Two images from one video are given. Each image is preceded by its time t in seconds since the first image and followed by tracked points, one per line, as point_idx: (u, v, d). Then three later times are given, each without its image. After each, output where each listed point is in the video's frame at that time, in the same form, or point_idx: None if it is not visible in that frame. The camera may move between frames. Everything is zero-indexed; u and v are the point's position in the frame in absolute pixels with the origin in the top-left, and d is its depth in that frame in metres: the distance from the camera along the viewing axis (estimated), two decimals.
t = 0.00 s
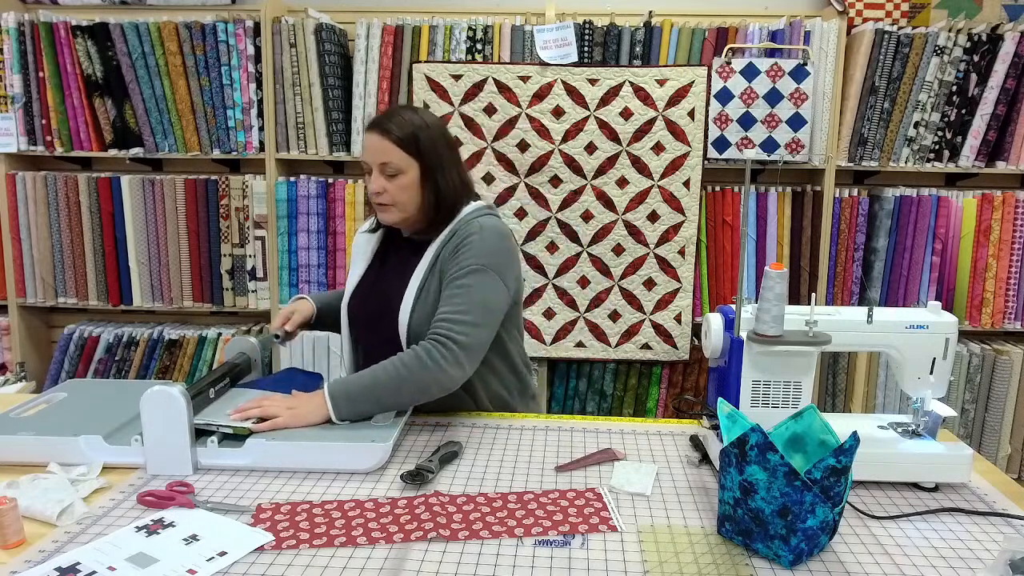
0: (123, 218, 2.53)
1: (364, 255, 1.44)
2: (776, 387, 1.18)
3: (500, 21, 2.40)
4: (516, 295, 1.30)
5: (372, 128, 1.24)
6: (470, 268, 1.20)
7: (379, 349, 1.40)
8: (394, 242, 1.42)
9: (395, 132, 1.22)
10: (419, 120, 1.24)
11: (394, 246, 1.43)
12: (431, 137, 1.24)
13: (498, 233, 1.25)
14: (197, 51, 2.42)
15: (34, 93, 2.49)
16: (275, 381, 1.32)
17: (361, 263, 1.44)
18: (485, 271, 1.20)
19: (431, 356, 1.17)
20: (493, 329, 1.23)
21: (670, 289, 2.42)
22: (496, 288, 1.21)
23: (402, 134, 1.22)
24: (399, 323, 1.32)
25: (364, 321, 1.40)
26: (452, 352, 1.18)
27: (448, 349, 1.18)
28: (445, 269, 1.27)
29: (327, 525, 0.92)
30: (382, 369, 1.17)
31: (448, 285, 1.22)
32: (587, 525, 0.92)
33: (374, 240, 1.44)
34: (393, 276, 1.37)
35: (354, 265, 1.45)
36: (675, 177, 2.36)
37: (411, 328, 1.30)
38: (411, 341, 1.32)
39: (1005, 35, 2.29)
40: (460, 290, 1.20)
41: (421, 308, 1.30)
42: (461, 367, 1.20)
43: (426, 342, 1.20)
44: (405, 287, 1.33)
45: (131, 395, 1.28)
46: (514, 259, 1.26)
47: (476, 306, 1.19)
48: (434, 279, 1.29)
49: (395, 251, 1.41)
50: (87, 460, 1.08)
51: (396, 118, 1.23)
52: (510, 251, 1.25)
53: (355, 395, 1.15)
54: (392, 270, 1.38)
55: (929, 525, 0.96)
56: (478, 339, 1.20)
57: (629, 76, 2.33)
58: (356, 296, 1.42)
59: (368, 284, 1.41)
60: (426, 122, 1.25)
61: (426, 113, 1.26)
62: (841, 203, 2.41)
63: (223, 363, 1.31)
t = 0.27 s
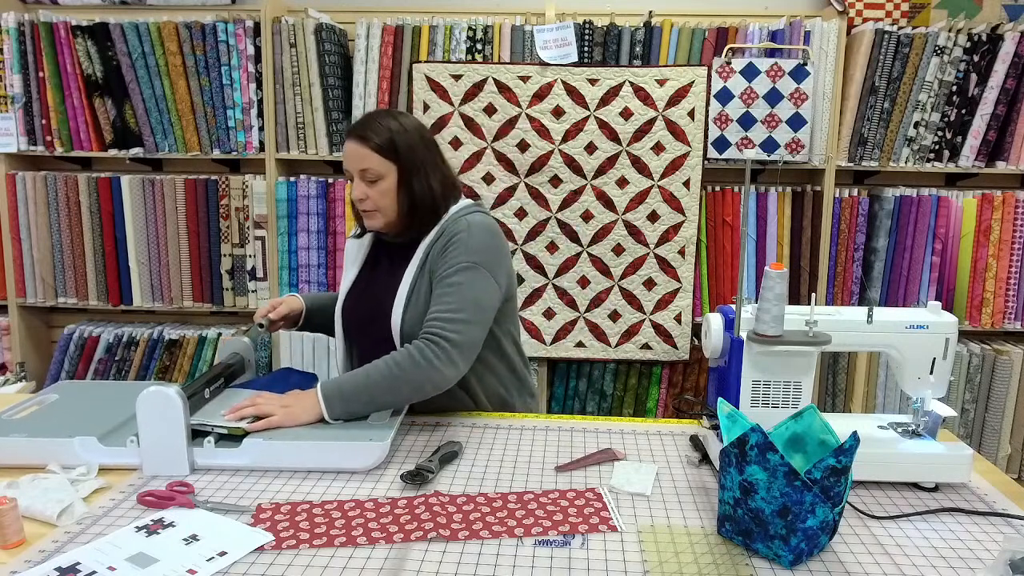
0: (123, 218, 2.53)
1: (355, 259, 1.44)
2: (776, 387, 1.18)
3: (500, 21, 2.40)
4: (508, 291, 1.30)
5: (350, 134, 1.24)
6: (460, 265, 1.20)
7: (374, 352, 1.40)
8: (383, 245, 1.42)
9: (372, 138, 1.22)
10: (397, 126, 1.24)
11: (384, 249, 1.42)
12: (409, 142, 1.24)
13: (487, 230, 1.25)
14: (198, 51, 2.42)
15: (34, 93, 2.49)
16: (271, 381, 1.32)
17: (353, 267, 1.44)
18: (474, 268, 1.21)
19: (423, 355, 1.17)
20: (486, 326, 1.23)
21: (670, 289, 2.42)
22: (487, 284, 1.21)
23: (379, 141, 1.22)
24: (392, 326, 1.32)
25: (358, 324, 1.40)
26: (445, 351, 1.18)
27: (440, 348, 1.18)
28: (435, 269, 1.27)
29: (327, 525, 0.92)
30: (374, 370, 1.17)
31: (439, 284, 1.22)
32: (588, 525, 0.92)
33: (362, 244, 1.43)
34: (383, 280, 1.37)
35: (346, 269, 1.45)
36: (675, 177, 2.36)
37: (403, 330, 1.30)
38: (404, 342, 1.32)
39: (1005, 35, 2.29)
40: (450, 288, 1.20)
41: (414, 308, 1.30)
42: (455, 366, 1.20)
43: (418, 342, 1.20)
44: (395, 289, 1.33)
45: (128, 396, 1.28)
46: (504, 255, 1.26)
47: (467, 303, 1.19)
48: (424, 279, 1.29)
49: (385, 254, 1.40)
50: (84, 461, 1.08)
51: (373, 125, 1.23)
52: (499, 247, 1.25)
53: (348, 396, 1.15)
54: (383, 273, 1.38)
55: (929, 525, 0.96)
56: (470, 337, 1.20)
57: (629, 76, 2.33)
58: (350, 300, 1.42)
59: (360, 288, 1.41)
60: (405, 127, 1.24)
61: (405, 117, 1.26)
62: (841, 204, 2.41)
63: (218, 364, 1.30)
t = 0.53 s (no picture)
0: (123, 218, 2.53)
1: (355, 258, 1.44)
2: (776, 387, 1.18)
3: (500, 21, 2.40)
4: (508, 292, 1.30)
5: (351, 135, 1.25)
6: (460, 266, 1.20)
7: (374, 352, 1.40)
8: (385, 244, 1.41)
9: (371, 139, 1.22)
10: (396, 126, 1.24)
11: (384, 249, 1.42)
12: (408, 142, 1.24)
13: (487, 230, 1.25)
14: (197, 51, 2.42)
15: (34, 93, 2.49)
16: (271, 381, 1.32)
17: (354, 266, 1.44)
18: (474, 269, 1.21)
19: (423, 357, 1.17)
20: (485, 327, 1.23)
21: (670, 289, 2.42)
22: (487, 284, 1.21)
23: (378, 141, 1.22)
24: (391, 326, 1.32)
25: (359, 323, 1.40)
26: (444, 353, 1.18)
27: (440, 349, 1.18)
28: (435, 269, 1.27)
29: (327, 525, 0.92)
30: (373, 371, 1.17)
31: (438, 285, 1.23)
32: (588, 525, 0.92)
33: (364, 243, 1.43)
34: (384, 279, 1.36)
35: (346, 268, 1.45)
36: (675, 177, 2.36)
37: (403, 330, 1.30)
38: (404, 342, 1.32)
39: (1005, 35, 2.29)
40: (450, 289, 1.20)
41: (413, 309, 1.30)
42: (454, 367, 1.20)
43: (417, 343, 1.20)
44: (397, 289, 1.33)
45: (127, 396, 1.28)
46: (504, 256, 1.26)
47: (467, 304, 1.19)
48: (424, 280, 1.29)
49: (386, 254, 1.40)
50: (84, 461, 1.08)
51: (373, 125, 1.23)
52: (500, 248, 1.25)
53: (347, 397, 1.15)
54: (383, 273, 1.38)
55: (929, 525, 0.96)
56: (470, 339, 1.20)
57: (629, 76, 2.33)
58: (350, 300, 1.42)
59: (361, 287, 1.41)
60: (404, 127, 1.24)
61: (405, 117, 1.26)
62: (841, 204, 2.41)
63: (217, 364, 1.30)
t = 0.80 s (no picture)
0: (123, 218, 2.53)
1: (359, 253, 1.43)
2: (776, 387, 1.18)
3: (500, 21, 2.40)
4: (511, 295, 1.30)
5: (359, 131, 1.24)
6: (462, 267, 1.21)
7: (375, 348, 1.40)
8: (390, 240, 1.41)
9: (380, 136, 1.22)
10: (404, 124, 1.24)
11: (389, 244, 1.41)
12: (416, 140, 1.24)
13: (493, 232, 1.25)
14: (197, 51, 2.42)
15: (34, 93, 2.49)
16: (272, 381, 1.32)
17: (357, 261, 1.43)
18: (476, 270, 1.20)
19: (419, 356, 1.18)
20: (484, 329, 1.23)
21: (670, 289, 2.42)
22: (488, 286, 1.21)
23: (387, 139, 1.22)
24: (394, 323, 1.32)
25: (360, 319, 1.40)
26: (440, 353, 1.18)
27: (435, 349, 1.18)
28: (439, 269, 1.27)
29: (327, 525, 0.92)
30: (372, 368, 1.17)
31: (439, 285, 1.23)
32: (587, 525, 0.92)
33: (369, 238, 1.42)
34: (388, 276, 1.36)
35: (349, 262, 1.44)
36: (675, 177, 2.36)
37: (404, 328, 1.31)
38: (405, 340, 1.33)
39: (1005, 35, 2.29)
40: (450, 289, 1.20)
41: (415, 308, 1.30)
42: (450, 368, 1.20)
43: (414, 342, 1.20)
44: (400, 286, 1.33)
45: (127, 396, 1.28)
46: (509, 259, 1.26)
47: (466, 305, 1.19)
48: (428, 279, 1.29)
49: (390, 250, 1.40)
50: (83, 461, 1.08)
51: (382, 123, 1.23)
52: (504, 250, 1.25)
53: (341, 397, 1.15)
54: (388, 269, 1.37)
55: (929, 525, 0.96)
56: (467, 339, 1.20)
57: (629, 76, 2.33)
58: (352, 294, 1.42)
59: (364, 282, 1.40)
60: (412, 125, 1.24)
61: (414, 114, 1.26)
62: (841, 204, 2.41)
63: (217, 364, 1.30)
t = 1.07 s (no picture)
0: (123, 218, 2.53)
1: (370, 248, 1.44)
2: (776, 387, 1.18)
3: (500, 21, 2.40)
4: (513, 301, 1.29)
5: (382, 125, 1.25)
6: (467, 270, 1.20)
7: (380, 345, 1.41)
8: (402, 235, 1.42)
9: (402, 130, 1.23)
10: (426, 119, 1.24)
11: (402, 240, 1.42)
12: (438, 136, 1.24)
13: (502, 238, 1.24)
14: (197, 51, 2.42)
15: (34, 93, 2.49)
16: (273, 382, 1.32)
17: (369, 255, 1.44)
18: (480, 275, 1.20)
19: (413, 357, 1.17)
20: (481, 334, 1.22)
21: (670, 289, 2.42)
22: (491, 293, 1.21)
23: (408, 133, 1.23)
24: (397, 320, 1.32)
25: (367, 315, 1.40)
26: (435, 354, 1.18)
27: (430, 350, 1.18)
28: (445, 270, 1.27)
29: (327, 525, 0.92)
30: (370, 366, 1.18)
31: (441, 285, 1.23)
32: (588, 525, 0.92)
33: (382, 232, 1.43)
34: (396, 272, 1.37)
35: (360, 256, 1.45)
36: (675, 177, 2.36)
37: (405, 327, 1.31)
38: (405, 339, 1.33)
39: (1005, 35, 2.29)
40: (452, 292, 1.20)
41: (417, 307, 1.30)
42: (443, 371, 1.20)
43: (412, 341, 1.20)
44: (405, 284, 1.33)
45: (127, 396, 1.28)
46: (514, 267, 1.25)
47: (465, 308, 1.19)
48: (432, 280, 1.29)
49: (402, 247, 1.40)
50: (83, 461, 1.08)
51: (404, 117, 1.24)
52: (511, 257, 1.24)
53: (335, 396, 1.16)
54: (396, 266, 1.38)
55: (929, 525, 0.96)
56: (463, 343, 1.20)
57: (629, 76, 2.33)
58: (361, 289, 1.42)
59: (373, 276, 1.41)
60: (435, 121, 1.25)
61: (436, 111, 1.26)
62: (841, 204, 2.41)
63: (217, 364, 1.30)
